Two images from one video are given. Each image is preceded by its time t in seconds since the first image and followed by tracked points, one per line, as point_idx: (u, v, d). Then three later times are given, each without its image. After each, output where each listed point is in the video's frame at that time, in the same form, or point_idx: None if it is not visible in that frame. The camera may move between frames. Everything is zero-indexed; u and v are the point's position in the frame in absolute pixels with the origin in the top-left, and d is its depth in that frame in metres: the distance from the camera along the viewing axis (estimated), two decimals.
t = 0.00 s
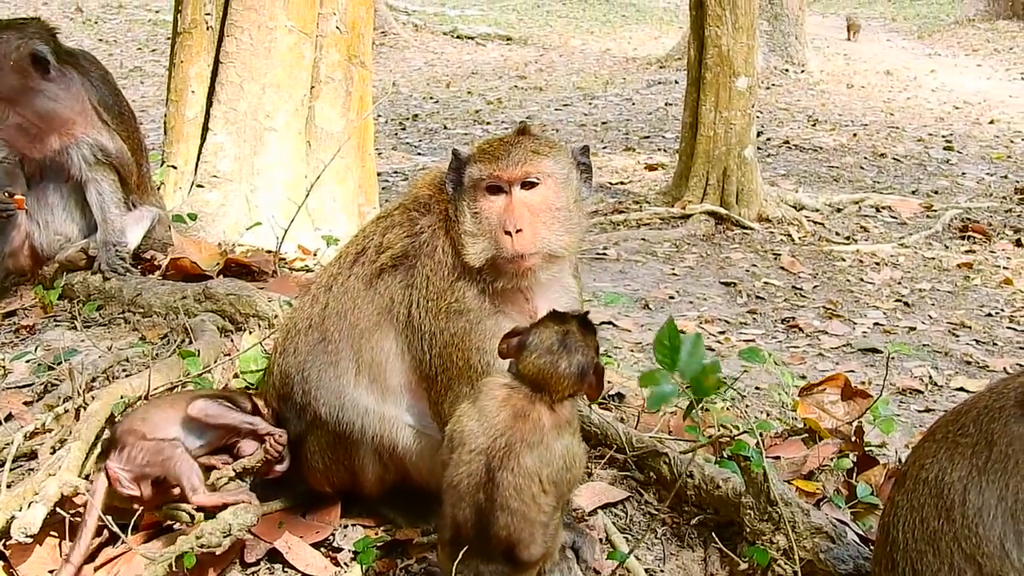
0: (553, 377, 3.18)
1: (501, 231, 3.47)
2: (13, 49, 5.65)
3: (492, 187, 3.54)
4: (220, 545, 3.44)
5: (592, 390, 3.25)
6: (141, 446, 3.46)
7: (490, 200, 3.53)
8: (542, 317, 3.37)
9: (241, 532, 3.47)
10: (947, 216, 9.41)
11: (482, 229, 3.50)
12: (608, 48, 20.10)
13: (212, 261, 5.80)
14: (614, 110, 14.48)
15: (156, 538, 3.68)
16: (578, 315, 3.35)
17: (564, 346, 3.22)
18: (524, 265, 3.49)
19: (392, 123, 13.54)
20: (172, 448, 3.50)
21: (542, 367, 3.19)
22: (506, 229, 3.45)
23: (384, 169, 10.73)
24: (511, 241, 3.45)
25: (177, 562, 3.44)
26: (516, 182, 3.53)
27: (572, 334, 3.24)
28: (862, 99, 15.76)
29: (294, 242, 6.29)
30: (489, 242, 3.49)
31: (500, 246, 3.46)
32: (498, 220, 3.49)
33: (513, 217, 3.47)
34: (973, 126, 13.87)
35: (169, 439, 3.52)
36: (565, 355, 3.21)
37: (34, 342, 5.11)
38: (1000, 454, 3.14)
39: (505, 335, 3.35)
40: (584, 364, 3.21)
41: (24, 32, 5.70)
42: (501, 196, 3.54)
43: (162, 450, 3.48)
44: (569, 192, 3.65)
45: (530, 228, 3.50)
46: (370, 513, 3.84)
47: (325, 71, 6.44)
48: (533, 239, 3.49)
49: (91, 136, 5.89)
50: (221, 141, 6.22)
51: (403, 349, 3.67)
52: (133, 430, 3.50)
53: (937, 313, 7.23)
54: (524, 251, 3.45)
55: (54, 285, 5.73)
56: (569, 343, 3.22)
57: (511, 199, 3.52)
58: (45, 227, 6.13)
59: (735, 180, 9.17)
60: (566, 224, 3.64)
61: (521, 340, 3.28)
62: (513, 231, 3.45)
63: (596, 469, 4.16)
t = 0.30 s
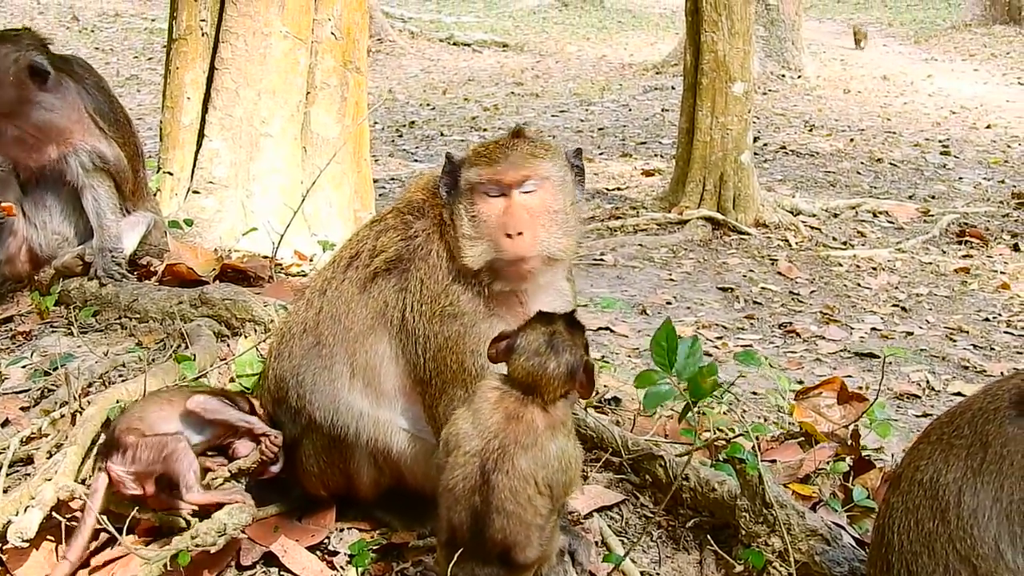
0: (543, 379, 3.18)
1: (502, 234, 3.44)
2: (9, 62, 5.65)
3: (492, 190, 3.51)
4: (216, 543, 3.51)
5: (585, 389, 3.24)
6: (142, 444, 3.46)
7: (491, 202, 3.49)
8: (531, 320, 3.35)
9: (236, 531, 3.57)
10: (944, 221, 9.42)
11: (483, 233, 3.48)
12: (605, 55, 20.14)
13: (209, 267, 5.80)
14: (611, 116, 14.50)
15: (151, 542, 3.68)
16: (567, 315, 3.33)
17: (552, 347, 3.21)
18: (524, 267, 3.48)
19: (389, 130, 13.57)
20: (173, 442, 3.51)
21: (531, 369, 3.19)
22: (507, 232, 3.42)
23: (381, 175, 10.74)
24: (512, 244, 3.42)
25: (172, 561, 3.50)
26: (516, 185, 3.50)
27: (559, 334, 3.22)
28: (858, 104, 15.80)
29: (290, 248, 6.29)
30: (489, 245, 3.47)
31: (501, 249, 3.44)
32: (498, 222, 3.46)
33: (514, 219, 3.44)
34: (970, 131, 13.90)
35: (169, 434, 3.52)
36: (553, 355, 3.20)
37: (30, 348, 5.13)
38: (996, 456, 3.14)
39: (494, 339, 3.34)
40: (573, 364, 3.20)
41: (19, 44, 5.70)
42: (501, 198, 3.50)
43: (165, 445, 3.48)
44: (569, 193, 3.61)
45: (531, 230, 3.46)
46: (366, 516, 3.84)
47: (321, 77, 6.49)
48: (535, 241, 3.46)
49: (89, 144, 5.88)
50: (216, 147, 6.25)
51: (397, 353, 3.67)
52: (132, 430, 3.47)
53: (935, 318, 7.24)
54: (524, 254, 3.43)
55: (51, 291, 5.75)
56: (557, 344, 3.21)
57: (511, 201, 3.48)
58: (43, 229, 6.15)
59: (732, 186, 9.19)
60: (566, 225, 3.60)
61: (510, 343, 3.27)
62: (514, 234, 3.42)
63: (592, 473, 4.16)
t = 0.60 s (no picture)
0: (534, 376, 3.20)
1: (565, 235, 3.67)
2: (35, 86, 5.56)
3: (541, 193, 3.70)
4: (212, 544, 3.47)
5: (577, 389, 3.29)
6: (137, 451, 3.34)
7: (543, 204, 3.69)
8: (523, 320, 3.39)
9: (232, 531, 3.51)
10: (941, 222, 9.44)
11: (541, 235, 3.67)
12: (602, 55, 20.16)
13: (206, 267, 5.74)
14: (609, 117, 14.51)
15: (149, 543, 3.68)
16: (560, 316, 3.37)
17: (545, 344, 3.24)
18: (573, 269, 3.73)
19: (387, 131, 13.58)
20: (166, 441, 3.39)
21: (523, 368, 3.21)
22: (572, 233, 3.68)
23: (378, 176, 10.75)
24: (577, 245, 3.67)
25: (168, 562, 3.47)
26: (561, 186, 3.73)
27: (552, 333, 3.26)
28: (856, 105, 15.82)
29: (287, 249, 6.30)
30: (548, 246, 3.67)
31: (567, 251, 3.67)
32: (557, 223, 3.68)
33: (573, 220, 3.70)
34: (967, 132, 13.92)
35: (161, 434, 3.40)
36: (547, 353, 3.23)
37: (26, 349, 5.14)
38: (990, 455, 3.15)
39: (487, 340, 3.36)
40: (566, 362, 3.24)
41: (38, 70, 5.58)
42: (552, 200, 3.71)
43: (160, 447, 3.38)
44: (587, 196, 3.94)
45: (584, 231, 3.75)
46: (362, 517, 3.86)
47: (318, 78, 6.49)
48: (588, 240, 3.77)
49: (92, 150, 5.89)
50: (213, 148, 6.27)
51: (393, 355, 3.67)
52: (126, 435, 3.35)
53: (931, 318, 7.25)
54: (587, 254, 3.71)
55: (47, 293, 5.74)
56: (550, 342, 3.24)
57: (564, 204, 3.72)
58: (40, 233, 6.15)
59: (729, 187, 9.20)
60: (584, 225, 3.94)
61: (502, 344, 3.30)
62: (578, 236, 3.69)
63: (587, 473, 4.18)
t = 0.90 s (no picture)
0: (525, 376, 3.20)
1: (581, 229, 3.75)
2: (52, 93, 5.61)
3: (552, 188, 3.75)
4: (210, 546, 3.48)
5: (568, 390, 3.26)
6: (139, 448, 3.38)
7: (558, 199, 3.74)
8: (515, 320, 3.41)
9: (231, 534, 3.54)
10: (940, 221, 9.44)
11: (557, 230, 3.72)
12: (600, 56, 20.16)
13: (203, 269, 5.78)
14: (608, 117, 14.51)
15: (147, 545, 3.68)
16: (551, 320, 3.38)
17: (534, 342, 3.25)
18: (587, 264, 3.80)
19: (385, 132, 13.57)
20: (168, 441, 3.44)
21: (511, 364, 3.22)
22: (588, 227, 3.76)
23: (376, 177, 10.75)
24: (594, 238, 3.76)
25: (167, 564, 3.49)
26: (570, 180, 3.79)
27: (542, 331, 3.29)
28: (854, 104, 15.83)
29: (285, 250, 6.29)
30: (565, 242, 3.73)
31: (584, 244, 3.75)
32: (571, 218, 3.75)
33: (587, 213, 3.78)
34: (965, 131, 13.92)
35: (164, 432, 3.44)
36: (535, 352, 3.23)
37: (25, 352, 5.14)
38: (987, 454, 3.14)
39: (478, 341, 3.38)
40: (554, 360, 3.23)
41: (51, 75, 5.60)
42: (564, 195, 3.77)
43: (161, 447, 3.43)
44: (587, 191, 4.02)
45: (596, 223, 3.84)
46: (361, 519, 3.85)
47: (315, 79, 6.53)
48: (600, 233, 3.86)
49: (92, 154, 5.92)
50: (211, 150, 6.26)
51: (391, 355, 3.67)
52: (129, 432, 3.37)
53: (930, 317, 7.26)
54: (603, 246, 3.81)
55: (45, 296, 5.73)
56: (538, 340, 3.26)
57: (576, 198, 3.80)
58: (38, 237, 6.14)
59: (728, 187, 9.20)
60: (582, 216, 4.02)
61: (493, 344, 3.31)
62: (593, 229, 3.77)
63: (585, 473, 4.18)
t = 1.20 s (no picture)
0: (526, 378, 3.20)
1: (583, 230, 3.74)
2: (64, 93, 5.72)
3: (554, 189, 3.76)
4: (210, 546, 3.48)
5: (570, 393, 3.26)
6: (140, 407, 3.35)
7: (559, 200, 3.74)
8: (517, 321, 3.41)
9: (230, 534, 3.54)
10: (941, 223, 9.43)
11: (560, 231, 3.72)
12: (601, 58, 20.17)
13: (202, 269, 5.78)
14: (608, 119, 14.52)
15: (146, 544, 3.68)
16: (553, 320, 3.39)
17: (537, 344, 3.25)
18: (588, 266, 3.77)
19: (385, 134, 13.58)
20: (170, 417, 3.39)
21: (515, 366, 3.22)
22: (589, 227, 3.75)
23: (376, 179, 10.76)
24: (595, 238, 3.75)
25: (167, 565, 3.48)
26: (572, 183, 3.80)
27: (545, 334, 3.28)
28: (854, 106, 15.83)
29: (284, 252, 6.29)
30: (567, 242, 3.72)
31: (585, 245, 3.73)
32: (573, 218, 3.74)
33: (588, 214, 3.77)
34: (966, 133, 13.92)
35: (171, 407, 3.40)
36: (540, 353, 3.23)
37: (24, 353, 5.14)
38: (988, 454, 3.13)
39: (479, 342, 3.37)
40: (558, 363, 3.23)
41: (60, 74, 5.72)
42: (565, 196, 3.77)
43: (161, 417, 3.37)
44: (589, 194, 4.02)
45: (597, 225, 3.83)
46: (361, 518, 3.85)
47: (315, 81, 6.54)
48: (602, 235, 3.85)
49: (93, 155, 5.93)
50: (210, 152, 6.26)
51: (390, 356, 3.66)
52: (136, 385, 3.39)
53: (931, 319, 7.25)
54: (604, 248, 3.80)
55: (45, 296, 5.74)
56: (543, 343, 3.25)
57: (578, 199, 3.79)
58: (37, 238, 6.14)
59: (728, 188, 9.20)
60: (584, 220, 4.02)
61: (495, 346, 3.31)
62: (595, 230, 3.76)
63: (585, 474, 4.17)
